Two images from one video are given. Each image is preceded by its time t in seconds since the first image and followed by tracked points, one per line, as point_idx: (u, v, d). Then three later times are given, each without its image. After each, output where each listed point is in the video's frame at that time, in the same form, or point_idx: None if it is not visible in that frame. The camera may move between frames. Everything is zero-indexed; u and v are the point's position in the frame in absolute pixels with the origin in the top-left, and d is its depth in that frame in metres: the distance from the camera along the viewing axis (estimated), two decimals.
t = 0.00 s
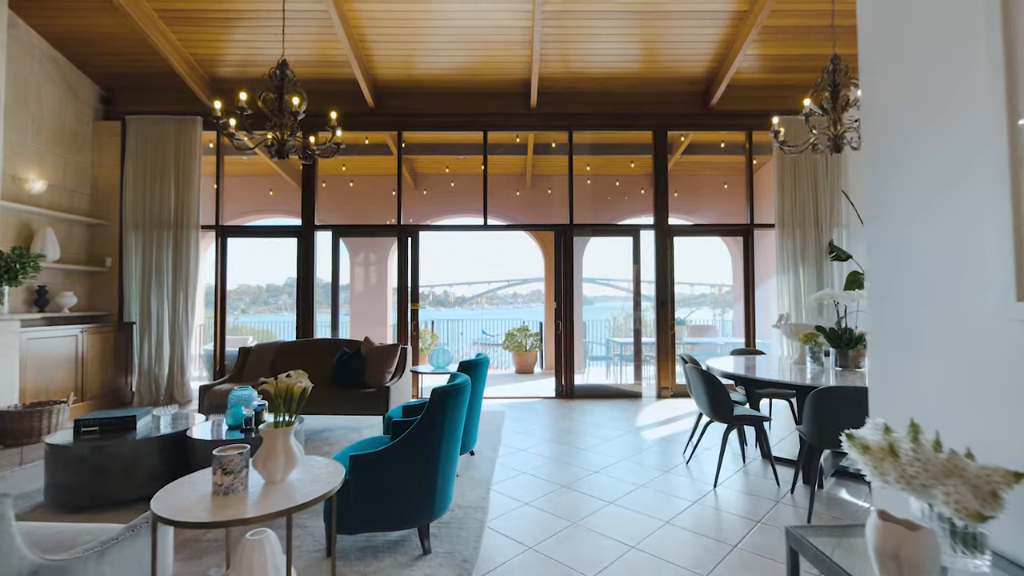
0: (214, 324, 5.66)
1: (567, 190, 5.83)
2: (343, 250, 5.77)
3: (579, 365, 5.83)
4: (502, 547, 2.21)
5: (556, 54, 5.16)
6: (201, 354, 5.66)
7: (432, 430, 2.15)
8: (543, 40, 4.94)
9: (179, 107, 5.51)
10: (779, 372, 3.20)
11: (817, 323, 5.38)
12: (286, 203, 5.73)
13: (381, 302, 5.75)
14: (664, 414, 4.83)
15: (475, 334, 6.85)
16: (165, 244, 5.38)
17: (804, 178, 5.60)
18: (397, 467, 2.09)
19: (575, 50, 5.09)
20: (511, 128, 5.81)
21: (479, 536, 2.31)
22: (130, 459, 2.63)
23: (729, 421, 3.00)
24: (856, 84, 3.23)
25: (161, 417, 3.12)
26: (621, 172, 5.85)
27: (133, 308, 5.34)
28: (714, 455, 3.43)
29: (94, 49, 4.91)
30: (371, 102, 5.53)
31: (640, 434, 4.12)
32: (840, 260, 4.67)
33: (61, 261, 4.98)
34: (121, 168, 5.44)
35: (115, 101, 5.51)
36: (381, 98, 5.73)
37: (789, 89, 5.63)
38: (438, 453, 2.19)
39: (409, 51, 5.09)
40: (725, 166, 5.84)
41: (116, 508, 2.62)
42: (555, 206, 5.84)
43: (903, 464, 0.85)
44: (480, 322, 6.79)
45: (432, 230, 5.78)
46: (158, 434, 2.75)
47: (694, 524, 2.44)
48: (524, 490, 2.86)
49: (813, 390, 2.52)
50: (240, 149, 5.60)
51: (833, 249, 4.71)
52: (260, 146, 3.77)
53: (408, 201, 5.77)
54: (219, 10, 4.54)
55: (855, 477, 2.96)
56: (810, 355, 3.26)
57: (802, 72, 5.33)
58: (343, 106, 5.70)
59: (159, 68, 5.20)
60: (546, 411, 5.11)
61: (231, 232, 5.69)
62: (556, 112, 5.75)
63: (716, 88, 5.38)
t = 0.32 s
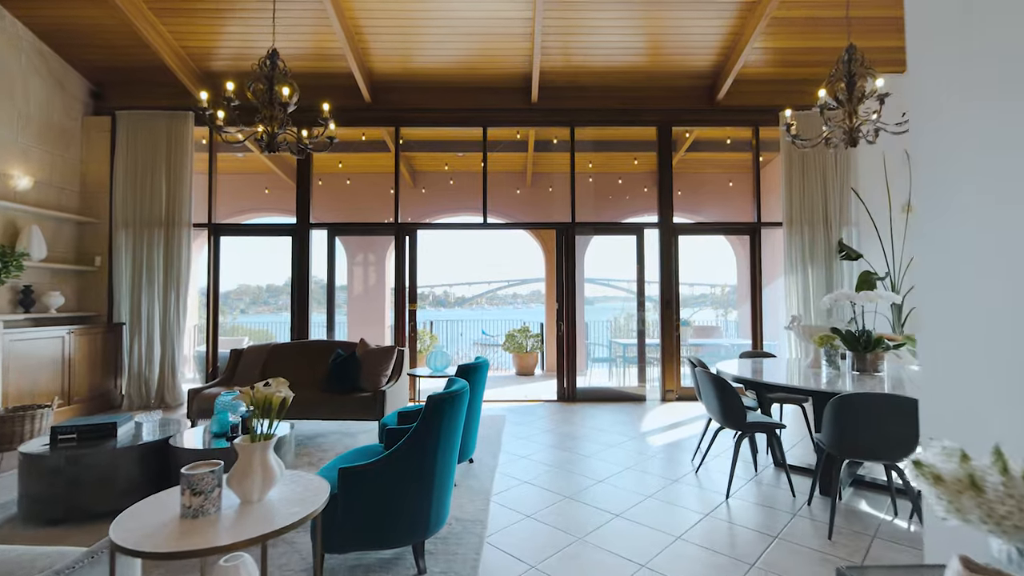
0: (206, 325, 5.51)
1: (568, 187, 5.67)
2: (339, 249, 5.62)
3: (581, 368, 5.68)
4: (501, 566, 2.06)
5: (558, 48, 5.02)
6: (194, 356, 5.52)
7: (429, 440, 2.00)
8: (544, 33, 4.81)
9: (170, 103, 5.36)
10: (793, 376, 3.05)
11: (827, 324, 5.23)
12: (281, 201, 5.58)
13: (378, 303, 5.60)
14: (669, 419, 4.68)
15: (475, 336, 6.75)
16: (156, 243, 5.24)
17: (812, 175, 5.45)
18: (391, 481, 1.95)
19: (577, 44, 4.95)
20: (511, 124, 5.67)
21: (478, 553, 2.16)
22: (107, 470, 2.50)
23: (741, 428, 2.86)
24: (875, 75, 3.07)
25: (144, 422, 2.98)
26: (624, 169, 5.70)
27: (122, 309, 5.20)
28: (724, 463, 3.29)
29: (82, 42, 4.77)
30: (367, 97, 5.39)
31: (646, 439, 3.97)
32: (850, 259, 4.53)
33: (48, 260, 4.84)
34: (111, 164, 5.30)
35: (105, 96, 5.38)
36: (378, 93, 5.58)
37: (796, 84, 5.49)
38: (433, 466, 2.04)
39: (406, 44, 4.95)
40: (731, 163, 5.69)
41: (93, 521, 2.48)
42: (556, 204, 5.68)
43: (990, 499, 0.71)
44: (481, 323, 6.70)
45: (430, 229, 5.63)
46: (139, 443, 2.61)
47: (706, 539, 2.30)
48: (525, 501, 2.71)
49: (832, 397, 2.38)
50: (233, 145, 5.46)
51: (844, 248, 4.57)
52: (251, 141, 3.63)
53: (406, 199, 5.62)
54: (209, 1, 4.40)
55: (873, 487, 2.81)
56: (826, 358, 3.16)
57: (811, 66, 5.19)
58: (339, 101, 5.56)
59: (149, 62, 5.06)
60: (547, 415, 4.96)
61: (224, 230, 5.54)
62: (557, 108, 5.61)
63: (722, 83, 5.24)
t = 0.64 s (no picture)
0: (199, 326, 5.38)
1: (570, 186, 5.53)
2: (336, 248, 5.49)
3: (584, 370, 5.54)
4: None
5: (560, 41, 4.89)
6: (187, 357, 5.39)
7: (422, 453, 1.85)
8: (546, 26, 4.67)
9: (161, 98, 5.23)
10: (808, 380, 2.89)
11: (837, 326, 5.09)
12: (277, 199, 5.44)
13: (376, 304, 5.47)
14: (675, 423, 4.54)
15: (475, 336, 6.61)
16: (147, 242, 5.10)
17: (821, 172, 5.30)
18: (383, 495, 1.81)
19: (580, 37, 4.81)
20: (511, 120, 5.52)
21: (477, 569, 2.02)
22: (84, 479, 2.36)
23: (755, 435, 2.71)
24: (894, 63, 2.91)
25: (126, 429, 2.84)
26: (627, 167, 5.56)
27: (112, 309, 5.06)
28: (735, 471, 3.14)
29: (71, 35, 4.64)
30: (364, 92, 5.26)
31: (652, 444, 3.83)
32: (861, 258, 4.39)
33: (34, 259, 4.70)
34: (100, 161, 5.16)
35: (95, 91, 5.25)
36: (375, 88, 5.45)
37: (804, 78, 5.35)
38: (429, 480, 1.90)
39: (404, 37, 4.81)
40: (738, 160, 5.55)
41: (68, 535, 2.34)
42: (558, 202, 5.53)
43: None
44: (481, 323, 6.57)
45: (429, 228, 5.49)
46: (118, 451, 2.46)
47: (720, 555, 2.15)
48: (528, 511, 2.56)
49: (855, 404, 2.23)
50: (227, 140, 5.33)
51: (855, 247, 4.42)
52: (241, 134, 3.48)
53: (404, 197, 5.48)
54: None
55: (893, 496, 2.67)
56: (842, 360, 2.97)
57: (820, 59, 5.05)
58: (335, 97, 5.43)
59: (139, 56, 4.93)
60: (549, 418, 4.82)
61: (218, 229, 5.41)
62: (559, 104, 5.48)
63: (728, 77, 5.10)
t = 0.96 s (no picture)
0: (191, 327, 5.24)
1: (572, 184, 5.39)
2: (332, 247, 5.35)
3: (586, 372, 5.40)
4: None
5: (562, 35, 4.76)
6: (179, 359, 5.26)
7: (417, 465, 1.72)
8: (548, 19, 4.54)
9: (153, 93, 5.10)
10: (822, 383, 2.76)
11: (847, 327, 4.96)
12: (272, 198, 5.31)
13: (373, 304, 5.33)
14: (681, 427, 4.40)
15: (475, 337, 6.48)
16: (137, 240, 4.96)
17: (831, 168, 5.17)
18: (374, 510, 1.67)
19: (583, 30, 4.68)
20: (511, 116, 5.39)
21: None
22: (60, 489, 2.22)
23: (769, 442, 2.58)
24: (914, 52, 2.79)
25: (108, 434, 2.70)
26: (630, 164, 5.42)
27: (102, 310, 4.93)
28: (746, 478, 3.00)
29: (59, 27, 4.51)
30: (361, 87, 5.13)
31: (658, 449, 3.69)
32: (872, 257, 4.24)
33: (20, 258, 4.57)
34: (91, 157, 5.04)
35: (86, 86, 5.12)
36: (373, 83, 5.32)
37: (813, 73, 5.21)
38: (425, 493, 1.77)
39: (402, 31, 4.69)
40: (744, 157, 5.42)
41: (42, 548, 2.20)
42: (560, 200, 5.40)
43: None
44: (481, 323, 6.43)
45: (427, 227, 5.35)
46: (98, 458, 2.33)
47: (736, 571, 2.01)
48: (529, 523, 2.42)
49: (878, 410, 2.10)
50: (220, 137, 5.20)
51: (865, 246, 4.29)
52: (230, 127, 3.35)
53: (402, 196, 5.33)
54: None
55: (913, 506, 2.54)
56: (859, 362, 2.85)
57: (829, 52, 4.91)
58: (332, 92, 5.30)
59: (130, 49, 4.80)
60: (551, 421, 4.69)
61: (211, 228, 5.28)
62: (561, 99, 5.35)
63: (735, 71, 4.98)
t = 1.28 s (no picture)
0: (185, 328, 5.13)
1: (573, 182, 5.26)
2: (328, 247, 5.22)
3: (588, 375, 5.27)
4: None
5: (563, 28, 4.64)
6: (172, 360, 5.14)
7: (409, 479, 1.59)
8: (550, 12, 4.42)
9: (144, 89, 4.97)
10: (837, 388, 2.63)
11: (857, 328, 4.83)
12: (266, 197, 5.18)
13: (370, 305, 5.21)
14: (687, 431, 4.27)
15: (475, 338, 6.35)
16: (128, 239, 4.84)
17: (839, 165, 5.04)
18: (363, 528, 1.54)
19: (585, 23, 4.56)
20: (512, 112, 5.27)
21: None
22: (35, 499, 2.09)
23: (783, 449, 2.45)
24: (934, 40, 2.66)
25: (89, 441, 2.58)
26: (634, 162, 5.29)
27: (92, 311, 4.80)
28: (757, 488, 2.87)
29: (47, 20, 4.39)
30: (357, 82, 5.01)
31: (664, 456, 3.56)
32: (881, 256, 4.10)
33: (7, 258, 4.45)
34: (80, 154, 4.92)
35: (76, 81, 5.00)
36: (370, 79, 5.20)
37: (820, 67, 5.09)
38: (418, 508, 1.63)
39: (399, 24, 4.57)
40: (750, 153, 5.29)
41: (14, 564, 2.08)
42: (561, 199, 5.27)
43: None
44: (481, 324, 6.31)
45: (426, 225, 5.22)
46: (76, 468, 2.21)
47: None
48: (530, 537, 2.29)
49: (903, 418, 1.97)
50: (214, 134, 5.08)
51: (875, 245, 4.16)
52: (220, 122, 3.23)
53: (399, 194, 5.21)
54: None
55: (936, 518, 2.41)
56: (877, 365, 2.74)
57: (838, 46, 4.79)
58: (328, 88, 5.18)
59: (121, 43, 4.68)
60: (553, 425, 4.56)
61: (205, 227, 5.16)
62: (562, 94, 5.23)
63: (741, 65, 4.86)
